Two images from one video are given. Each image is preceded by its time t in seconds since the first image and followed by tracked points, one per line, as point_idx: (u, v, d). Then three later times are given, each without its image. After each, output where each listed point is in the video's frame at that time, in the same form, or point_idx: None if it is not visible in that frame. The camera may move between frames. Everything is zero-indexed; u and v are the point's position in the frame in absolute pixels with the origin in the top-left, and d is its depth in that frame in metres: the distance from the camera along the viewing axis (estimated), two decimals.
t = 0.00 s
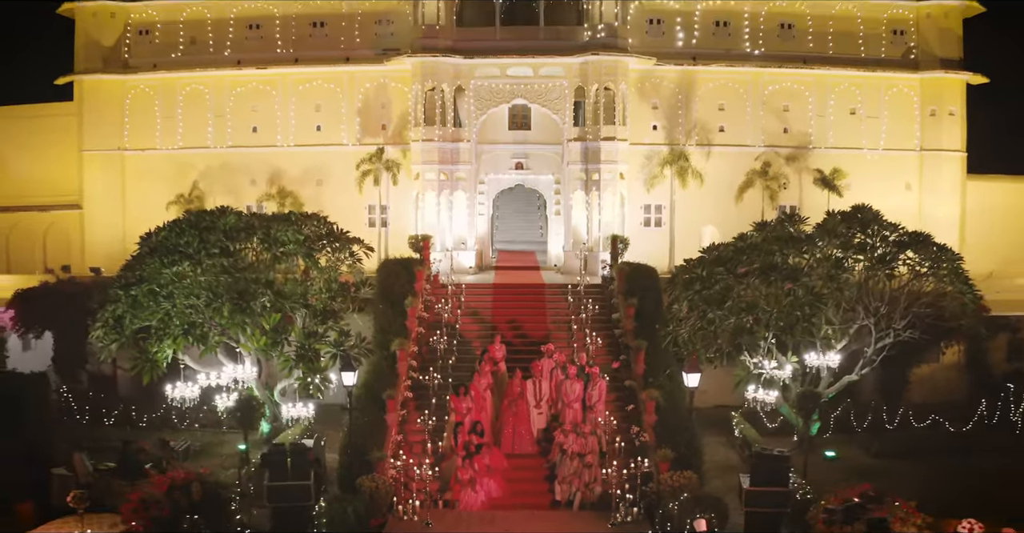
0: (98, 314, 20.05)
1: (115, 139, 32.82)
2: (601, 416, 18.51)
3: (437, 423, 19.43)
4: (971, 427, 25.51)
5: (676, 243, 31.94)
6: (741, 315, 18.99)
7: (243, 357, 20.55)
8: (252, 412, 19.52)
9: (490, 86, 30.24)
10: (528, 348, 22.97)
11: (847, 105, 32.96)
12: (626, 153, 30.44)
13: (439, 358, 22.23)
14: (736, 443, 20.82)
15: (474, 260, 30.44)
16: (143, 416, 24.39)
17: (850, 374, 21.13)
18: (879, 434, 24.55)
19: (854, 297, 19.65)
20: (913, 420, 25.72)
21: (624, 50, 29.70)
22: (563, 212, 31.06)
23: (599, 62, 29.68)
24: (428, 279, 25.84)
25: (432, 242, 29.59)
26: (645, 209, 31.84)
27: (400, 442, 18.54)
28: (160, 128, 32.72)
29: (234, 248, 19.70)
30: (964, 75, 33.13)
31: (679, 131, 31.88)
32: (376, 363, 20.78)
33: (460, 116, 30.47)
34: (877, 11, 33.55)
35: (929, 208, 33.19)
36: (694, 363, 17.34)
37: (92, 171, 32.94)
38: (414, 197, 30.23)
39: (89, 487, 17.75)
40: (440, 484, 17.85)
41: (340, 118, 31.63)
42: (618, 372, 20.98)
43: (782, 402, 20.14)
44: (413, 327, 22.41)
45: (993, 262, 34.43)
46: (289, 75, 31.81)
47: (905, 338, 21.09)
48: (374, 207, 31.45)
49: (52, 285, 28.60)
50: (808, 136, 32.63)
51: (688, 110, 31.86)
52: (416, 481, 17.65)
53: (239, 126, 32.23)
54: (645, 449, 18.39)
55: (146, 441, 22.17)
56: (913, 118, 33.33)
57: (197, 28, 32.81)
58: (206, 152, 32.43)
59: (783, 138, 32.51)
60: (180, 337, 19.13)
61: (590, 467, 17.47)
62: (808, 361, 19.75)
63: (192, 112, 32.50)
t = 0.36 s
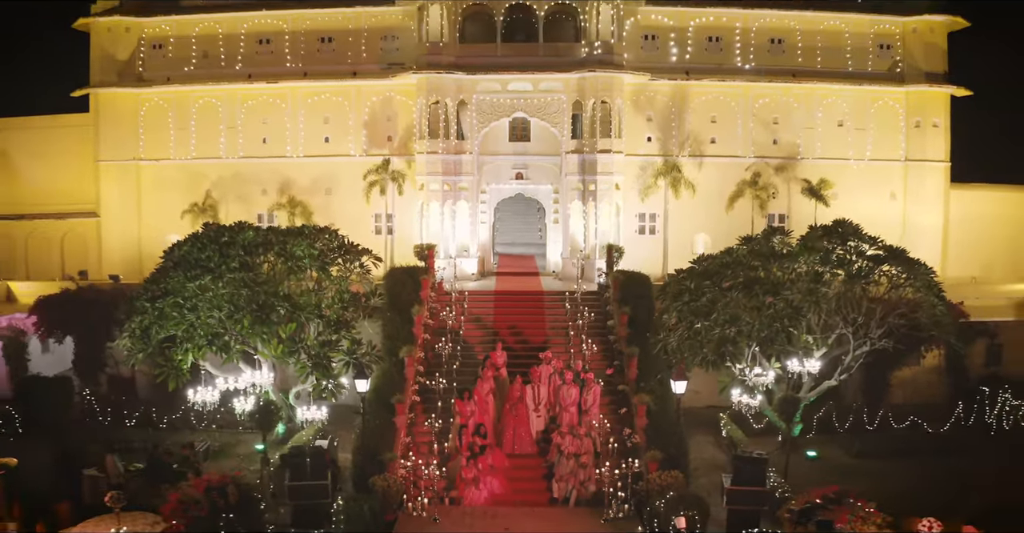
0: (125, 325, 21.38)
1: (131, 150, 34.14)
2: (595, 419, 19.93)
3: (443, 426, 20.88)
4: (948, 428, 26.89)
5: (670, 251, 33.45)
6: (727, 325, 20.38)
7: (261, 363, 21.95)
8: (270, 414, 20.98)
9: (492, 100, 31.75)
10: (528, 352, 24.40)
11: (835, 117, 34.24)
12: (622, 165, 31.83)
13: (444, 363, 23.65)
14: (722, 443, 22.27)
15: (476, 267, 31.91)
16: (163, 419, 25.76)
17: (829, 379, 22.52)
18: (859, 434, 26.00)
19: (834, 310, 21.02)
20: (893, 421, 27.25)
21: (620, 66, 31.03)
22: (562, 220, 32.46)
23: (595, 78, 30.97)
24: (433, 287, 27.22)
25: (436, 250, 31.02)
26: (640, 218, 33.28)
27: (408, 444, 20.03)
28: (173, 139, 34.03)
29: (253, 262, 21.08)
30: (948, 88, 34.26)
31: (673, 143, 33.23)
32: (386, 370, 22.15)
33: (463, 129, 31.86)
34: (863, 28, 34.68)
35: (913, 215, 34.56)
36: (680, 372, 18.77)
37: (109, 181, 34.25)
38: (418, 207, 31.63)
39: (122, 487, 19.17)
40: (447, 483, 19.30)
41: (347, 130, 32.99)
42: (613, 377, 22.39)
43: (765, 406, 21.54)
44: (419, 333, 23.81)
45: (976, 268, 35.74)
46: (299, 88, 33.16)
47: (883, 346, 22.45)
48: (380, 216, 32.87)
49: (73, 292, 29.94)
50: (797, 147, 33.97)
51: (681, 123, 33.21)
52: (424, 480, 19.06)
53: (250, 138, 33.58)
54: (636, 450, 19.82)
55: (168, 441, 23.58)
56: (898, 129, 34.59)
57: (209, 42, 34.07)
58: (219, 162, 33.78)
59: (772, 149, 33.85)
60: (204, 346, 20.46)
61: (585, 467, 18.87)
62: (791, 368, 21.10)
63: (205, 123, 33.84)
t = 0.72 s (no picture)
0: (152, 334, 22.96)
1: (146, 160, 35.64)
2: (590, 420, 21.45)
3: (448, 426, 22.48)
4: (925, 429, 28.42)
5: (663, 257, 35.05)
6: (711, 335, 21.97)
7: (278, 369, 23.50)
8: (287, 414, 22.54)
9: (493, 114, 33.28)
10: (528, 357, 25.97)
11: (822, 129, 35.64)
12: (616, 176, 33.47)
13: (449, 367, 25.21)
14: (708, 440, 23.90)
15: (478, 273, 33.50)
16: (182, 419, 27.46)
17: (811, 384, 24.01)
18: (840, 434, 27.52)
19: (815, 318, 22.44)
20: (873, 422, 28.68)
21: (615, 83, 32.49)
22: (560, 228, 33.89)
23: (592, 94, 32.48)
24: (437, 294, 28.77)
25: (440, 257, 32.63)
26: (635, 226, 34.82)
27: (415, 443, 21.62)
28: (188, 150, 35.53)
29: (271, 276, 22.79)
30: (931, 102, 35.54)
31: (666, 154, 34.72)
32: (396, 377, 23.61)
33: (466, 141, 33.36)
34: (850, 43, 35.96)
35: (897, 223, 36.04)
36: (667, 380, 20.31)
37: (125, 189, 35.78)
38: (424, 217, 33.32)
39: (152, 486, 20.81)
40: (452, 480, 20.88)
41: (355, 142, 34.52)
42: (606, 381, 23.92)
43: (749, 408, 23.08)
44: (425, 339, 25.36)
45: (958, 273, 37.20)
46: (308, 102, 34.62)
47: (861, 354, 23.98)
48: (386, 224, 34.50)
49: (95, 299, 31.61)
50: (785, 158, 35.45)
51: (674, 135, 34.71)
52: (431, 477, 20.58)
53: (261, 149, 35.09)
54: (626, 450, 21.36)
55: (189, 441, 25.11)
56: (883, 141, 35.95)
57: (222, 57, 35.53)
58: (231, 172, 35.27)
59: (761, 160, 35.33)
60: (227, 354, 21.95)
61: (579, 465, 20.42)
62: (774, 373, 22.62)
63: (218, 135, 35.34)
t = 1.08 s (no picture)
0: (177, 340, 24.71)
1: (162, 170, 37.33)
2: (585, 419, 23.15)
3: (453, 425, 24.22)
4: (901, 425, 30.16)
5: (655, 263, 36.89)
6: (697, 341, 23.76)
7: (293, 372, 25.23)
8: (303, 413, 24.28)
9: (494, 128, 35.24)
10: (528, 359, 27.73)
11: (808, 140, 37.28)
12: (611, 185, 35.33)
13: (453, 369, 26.98)
14: (696, 437, 25.64)
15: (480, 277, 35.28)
16: (202, 417, 29.03)
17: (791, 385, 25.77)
18: (820, 431, 29.25)
19: (795, 325, 24.16)
20: (852, 420, 30.39)
21: (610, 98, 34.18)
22: (557, 235, 35.93)
23: (588, 108, 34.20)
24: (441, 299, 30.53)
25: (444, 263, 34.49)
26: (629, 232, 36.67)
27: (422, 441, 23.36)
28: (202, 160, 37.21)
29: (287, 285, 24.66)
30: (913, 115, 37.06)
31: (659, 165, 36.44)
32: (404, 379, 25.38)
33: (468, 152, 35.10)
34: (836, 58, 37.51)
35: (879, 229, 37.70)
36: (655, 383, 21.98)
37: (142, 198, 37.46)
38: (428, 224, 35.01)
39: (180, 480, 22.55)
40: (457, 475, 22.58)
41: (363, 153, 36.27)
42: (600, 383, 25.67)
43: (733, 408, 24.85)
44: (431, 342, 27.13)
45: (939, 278, 38.72)
46: (317, 115, 36.32)
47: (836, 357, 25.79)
48: (393, 231, 36.32)
49: (115, 304, 33.34)
50: (773, 168, 37.14)
51: (666, 146, 36.41)
52: (437, 472, 22.32)
53: (273, 159, 36.84)
54: (618, 447, 23.09)
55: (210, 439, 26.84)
56: (867, 151, 37.61)
57: (234, 71, 37.16)
58: (244, 181, 36.99)
59: (750, 170, 37.04)
60: (248, 359, 23.71)
61: (575, 461, 22.12)
62: (755, 375, 24.40)
63: (231, 146, 37.03)
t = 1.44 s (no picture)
0: (204, 343, 26.95)
1: (180, 179, 39.30)
2: (580, 416, 25.22)
3: (458, 421, 26.35)
4: (876, 421, 32.26)
5: (648, 267, 39.00)
6: (682, 344, 25.89)
7: (310, 371, 27.40)
8: (319, 410, 26.43)
9: (495, 139, 37.21)
10: (527, 359, 29.81)
11: (793, 151, 39.27)
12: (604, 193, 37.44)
13: (458, 368, 29.12)
14: (683, 431, 27.71)
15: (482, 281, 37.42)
16: (222, 414, 31.18)
17: (770, 384, 27.91)
18: (799, 426, 31.33)
19: (773, 328, 26.25)
20: (830, 416, 32.42)
21: (605, 112, 36.24)
22: (555, 241, 37.90)
23: (585, 120, 36.16)
24: (446, 303, 32.60)
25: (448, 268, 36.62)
26: (623, 238, 38.76)
27: (430, 436, 25.48)
28: (218, 169, 39.24)
29: (306, 293, 26.91)
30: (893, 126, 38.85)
31: (651, 174, 38.48)
32: (413, 378, 27.61)
33: (470, 162, 37.21)
34: (820, 72, 39.41)
35: (860, 235, 39.77)
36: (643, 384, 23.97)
37: (160, 205, 39.49)
38: (433, 231, 37.52)
39: (209, 473, 24.66)
40: (462, 466, 24.65)
41: (371, 164, 38.38)
42: (593, 383, 27.80)
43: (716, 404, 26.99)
44: (437, 343, 29.35)
45: (917, 280, 40.63)
46: (328, 127, 38.35)
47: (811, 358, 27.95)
48: (399, 236, 38.46)
49: (136, 308, 35.51)
50: (759, 177, 39.19)
51: (659, 157, 38.47)
52: (443, 465, 24.40)
53: (286, 169, 38.95)
54: (610, 441, 25.18)
55: (232, 434, 29.01)
56: (850, 160, 39.49)
57: (248, 84, 39.09)
58: (258, 189, 39.08)
59: (737, 179, 39.12)
60: (270, 360, 25.99)
61: (569, 453, 24.19)
62: (737, 375, 26.54)
63: (245, 156, 39.08)
